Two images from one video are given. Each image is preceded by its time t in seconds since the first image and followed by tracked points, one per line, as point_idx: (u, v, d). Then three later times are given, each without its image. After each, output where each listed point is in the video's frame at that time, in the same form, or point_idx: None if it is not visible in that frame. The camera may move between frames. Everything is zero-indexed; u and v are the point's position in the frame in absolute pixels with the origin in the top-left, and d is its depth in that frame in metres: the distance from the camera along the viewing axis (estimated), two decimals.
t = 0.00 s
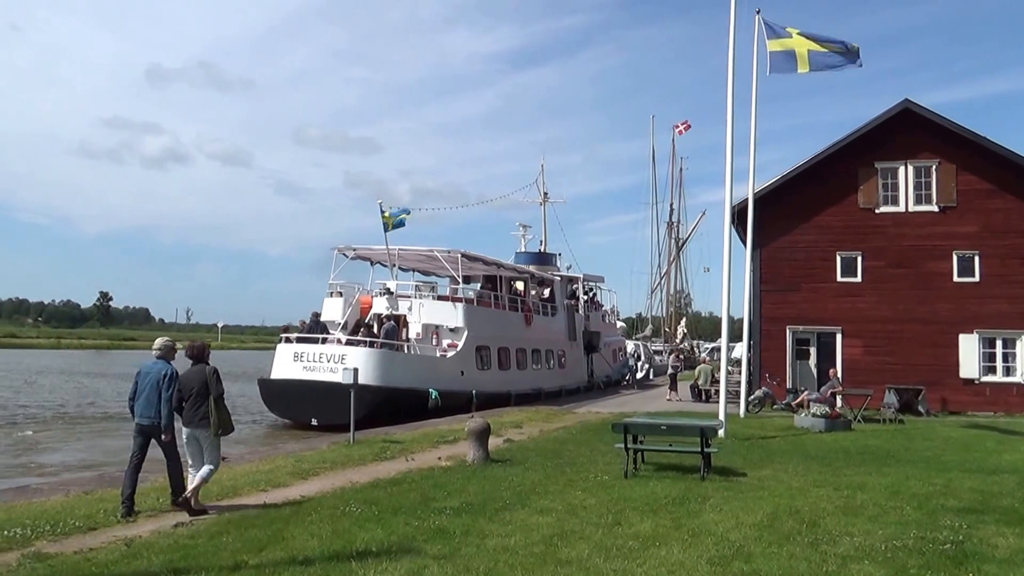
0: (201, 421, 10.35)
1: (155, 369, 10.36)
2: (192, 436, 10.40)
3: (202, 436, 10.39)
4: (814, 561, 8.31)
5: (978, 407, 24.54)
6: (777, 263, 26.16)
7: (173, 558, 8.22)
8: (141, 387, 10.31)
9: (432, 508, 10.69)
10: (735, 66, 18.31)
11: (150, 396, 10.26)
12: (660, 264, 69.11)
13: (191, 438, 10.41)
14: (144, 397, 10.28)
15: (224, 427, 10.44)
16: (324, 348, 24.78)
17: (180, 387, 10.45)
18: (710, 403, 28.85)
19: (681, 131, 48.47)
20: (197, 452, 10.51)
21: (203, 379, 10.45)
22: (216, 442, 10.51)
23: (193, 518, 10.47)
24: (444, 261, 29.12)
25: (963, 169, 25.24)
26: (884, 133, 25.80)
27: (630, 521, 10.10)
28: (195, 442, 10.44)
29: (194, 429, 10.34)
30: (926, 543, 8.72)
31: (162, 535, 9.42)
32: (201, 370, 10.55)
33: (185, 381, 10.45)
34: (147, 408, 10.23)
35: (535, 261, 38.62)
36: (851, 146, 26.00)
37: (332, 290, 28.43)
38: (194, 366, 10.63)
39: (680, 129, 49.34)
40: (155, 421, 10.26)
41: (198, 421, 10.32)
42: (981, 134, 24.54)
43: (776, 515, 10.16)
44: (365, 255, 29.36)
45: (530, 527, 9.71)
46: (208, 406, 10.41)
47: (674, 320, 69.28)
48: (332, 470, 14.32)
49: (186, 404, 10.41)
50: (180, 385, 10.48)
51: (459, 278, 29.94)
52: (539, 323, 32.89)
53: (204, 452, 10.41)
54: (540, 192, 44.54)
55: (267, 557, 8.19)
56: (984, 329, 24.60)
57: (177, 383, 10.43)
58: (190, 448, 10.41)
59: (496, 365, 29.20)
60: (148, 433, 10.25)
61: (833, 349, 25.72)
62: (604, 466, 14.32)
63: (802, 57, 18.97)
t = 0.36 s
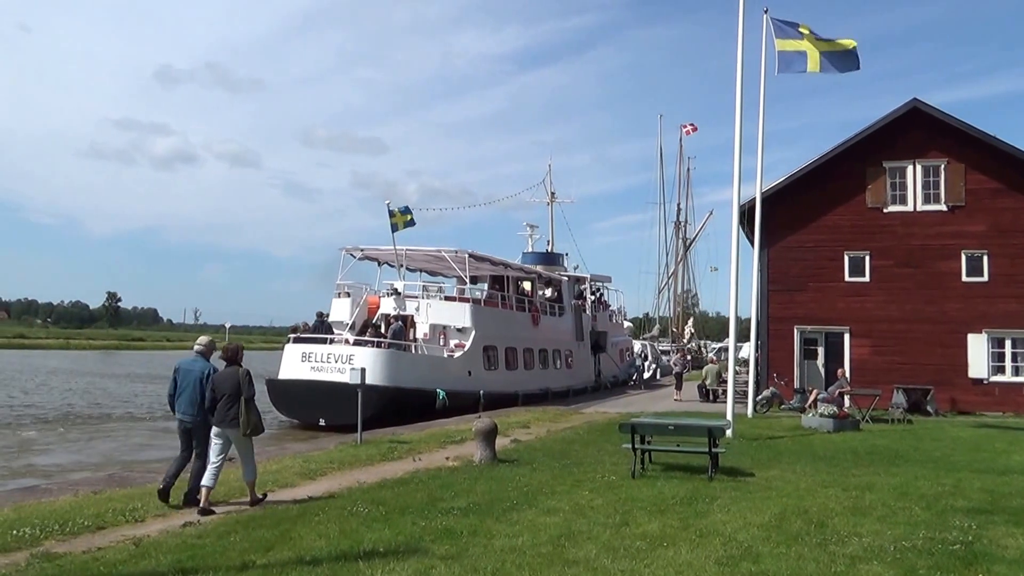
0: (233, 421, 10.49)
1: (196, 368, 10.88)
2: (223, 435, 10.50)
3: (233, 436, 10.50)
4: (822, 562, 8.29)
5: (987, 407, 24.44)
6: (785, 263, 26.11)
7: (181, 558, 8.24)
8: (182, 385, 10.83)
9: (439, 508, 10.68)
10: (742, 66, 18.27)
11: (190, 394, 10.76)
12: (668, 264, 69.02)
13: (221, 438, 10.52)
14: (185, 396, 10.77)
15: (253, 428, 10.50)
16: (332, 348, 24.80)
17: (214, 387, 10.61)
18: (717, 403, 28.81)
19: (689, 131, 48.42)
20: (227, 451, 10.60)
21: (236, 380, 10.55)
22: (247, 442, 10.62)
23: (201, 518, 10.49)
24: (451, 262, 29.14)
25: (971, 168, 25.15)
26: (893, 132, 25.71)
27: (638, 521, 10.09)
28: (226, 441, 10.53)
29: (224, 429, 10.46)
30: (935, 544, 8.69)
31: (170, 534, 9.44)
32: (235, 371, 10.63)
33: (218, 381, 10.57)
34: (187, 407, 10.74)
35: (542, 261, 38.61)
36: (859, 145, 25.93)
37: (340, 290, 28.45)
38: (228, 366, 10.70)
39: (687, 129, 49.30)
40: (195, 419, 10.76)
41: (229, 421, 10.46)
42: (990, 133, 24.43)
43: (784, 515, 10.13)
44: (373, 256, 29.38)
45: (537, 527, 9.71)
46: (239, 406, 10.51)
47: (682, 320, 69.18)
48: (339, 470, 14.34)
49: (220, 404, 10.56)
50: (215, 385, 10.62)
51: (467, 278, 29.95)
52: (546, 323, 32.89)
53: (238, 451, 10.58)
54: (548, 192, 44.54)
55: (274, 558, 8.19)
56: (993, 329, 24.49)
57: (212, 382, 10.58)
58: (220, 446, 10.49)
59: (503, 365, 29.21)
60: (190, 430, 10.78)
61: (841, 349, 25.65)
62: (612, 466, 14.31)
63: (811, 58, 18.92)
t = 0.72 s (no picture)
0: (269, 417, 10.79)
1: (222, 371, 11.01)
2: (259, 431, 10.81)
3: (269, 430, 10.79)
4: (830, 562, 8.26)
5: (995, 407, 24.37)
6: (791, 262, 26.07)
7: (188, 557, 8.24)
8: (210, 388, 10.97)
9: (444, 508, 10.66)
10: (748, 65, 18.23)
11: (219, 396, 10.90)
12: (673, 264, 68.90)
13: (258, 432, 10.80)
14: (213, 398, 10.91)
15: (289, 423, 10.90)
16: (337, 349, 24.82)
17: (248, 384, 10.89)
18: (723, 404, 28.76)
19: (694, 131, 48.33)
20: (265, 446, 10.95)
21: (270, 378, 10.88)
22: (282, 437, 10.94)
23: (208, 518, 10.49)
24: (457, 262, 29.12)
25: (980, 167, 25.04)
26: (901, 130, 25.62)
27: (644, 521, 10.06)
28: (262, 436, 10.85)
29: (261, 423, 10.77)
30: (943, 545, 8.65)
31: (178, 534, 9.43)
32: (268, 370, 10.98)
33: (253, 379, 10.87)
34: (217, 408, 10.86)
35: (547, 261, 38.58)
36: (867, 143, 25.86)
37: (345, 291, 28.45)
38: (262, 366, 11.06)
39: (692, 129, 49.22)
40: (223, 421, 10.88)
41: (266, 416, 10.75)
42: (999, 131, 24.32)
43: (790, 516, 10.09)
44: (378, 256, 29.39)
45: (542, 527, 9.69)
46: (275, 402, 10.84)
47: (687, 320, 69.05)
48: (345, 470, 14.34)
49: (254, 400, 10.85)
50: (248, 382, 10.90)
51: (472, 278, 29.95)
52: (552, 323, 32.87)
53: (270, 445, 10.77)
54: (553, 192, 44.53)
55: (280, 557, 8.18)
56: (1002, 329, 24.39)
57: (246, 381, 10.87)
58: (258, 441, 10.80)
59: (509, 366, 29.20)
60: (219, 430, 10.88)
61: (847, 349, 25.60)
62: (618, 466, 14.27)
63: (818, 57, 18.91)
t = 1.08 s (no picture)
0: (298, 418, 11.27)
1: (249, 368, 11.40)
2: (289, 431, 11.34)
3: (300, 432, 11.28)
4: (837, 562, 8.25)
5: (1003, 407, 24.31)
6: (798, 262, 26.04)
7: (196, 556, 8.24)
8: (237, 385, 11.40)
9: (450, 509, 10.65)
10: (755, 64, 18.20)
11: (246, 392, 11.34)
12: (678, 264, 68.79)
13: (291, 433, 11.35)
14: (241, 393, 11.35)
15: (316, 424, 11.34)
16: (343, 350, 24.76)
17: (277, 388, 11.40)
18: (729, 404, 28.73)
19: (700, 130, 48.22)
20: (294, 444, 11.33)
21: (299, 381, 11.33)
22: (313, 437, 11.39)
23: (215, 518, 10.48)
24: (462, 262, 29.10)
25: (990, 165, 24.96)
26: (909, 128, 25.54)
27: (650, 521, 10.05)
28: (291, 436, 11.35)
29: (291, 425, 11.30)
30: (952, 545, 8.61)
31: (186, 533, 9.43)
32: (297, 372, 11.45)
33: (282, 382, 11.35)
34: (244, 403, 11.29)
35: (552, 262, 38.55)
36: (875, 142, 25.79)
37: (350, 292, 28.44)
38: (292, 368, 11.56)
39: (699, 128, 49.12)
40: (251, 416, 11.33)
41: (294, 418, 11.25)
42: (1008, 128, 24.24)
43: (796, 516, 10.05)
44: (383, 257, 29.41)
45: (548, 527, 9.68)
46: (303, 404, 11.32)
47: (693, 321, 68.92)
48: (352, 470, 14.34)
49: (284, 403, 11.37)
50: (279, 386, 11.46)
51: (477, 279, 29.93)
52: (557, 324, 32.86)
53: (302, 445, 11.24)
54: (558, 192, 44.49)
55: (288, 557, 8.17)
56: (1011, 329, 24.31)
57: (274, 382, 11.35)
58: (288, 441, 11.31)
59: (514, 367, 29.20)
60: (246, 426, 11.36)
61: (854, 350, 25.56)
62: (623, 467, 14.25)
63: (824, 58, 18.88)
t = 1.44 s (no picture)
0: (325, 414, 11.63)
1: (274, 372, 11.75)
2: (315, 427, 11.65)
3: (325, 428, 11.66)
4: (843, 562, 8.23)
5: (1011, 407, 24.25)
6: (804, 262, 26.00)
7: (204, 555, 8.24)
8: (263, 388, 11.75)
9: (456, 508, 10.64)
10: (762, 64, 18.18)
11: (271, 393, 11.69)
12: (684, 265, 68.67)
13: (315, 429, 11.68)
14: (265, 395, 11.71)
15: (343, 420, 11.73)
16: (349, 350, 24.73)
17: (305, 385, 11.74)
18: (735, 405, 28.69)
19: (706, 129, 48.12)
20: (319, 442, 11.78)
21: (327, 378, 11.70)
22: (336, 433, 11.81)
23: (222, 517, 10.47)
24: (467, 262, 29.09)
25: (1000, 162, 24.91)
26: (917, 126, 25.48)
27: (656, 521, 10.04)
28: (317, 433, 11.69)
29: (318, 421, 11.62)
30: (959, 546, 8.58)
31: (193, 532, 9.42)
32: (325, 371, 11.83)
33: (311, 379, 11.70)
34: (268, 405, 11.64)
35: (557, 262, 38.54)
36: (882, 140, 25.76)
37: (355, 292, 28.44)
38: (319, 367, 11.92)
39: (704, 127, 49.03)
40: (276, 417, 11.70)
41: (323, 414, 11.61)
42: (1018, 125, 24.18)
43: (803, 517, 10.01)
44: (388, 257, 29.44)
45: (554, 527, 9.67)
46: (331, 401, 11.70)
47: (699, 321, 68.79)
48: (358, 471, 14.35)
49: (312, 400, 11.70)
50: (306, 383, 11.78)
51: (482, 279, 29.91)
52: (562, 324, 32.83)
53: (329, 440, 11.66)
54: (563, 192, 44.46)
55: (296, 556, 8.16)
56: (1020, 328, 24.23)
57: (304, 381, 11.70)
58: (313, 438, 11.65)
59: (519, 367, 29.19)
60: (270, 426, 11.71)
61: (861, 350, 25.50)
62: (629, 467, 14.23)
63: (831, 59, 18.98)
